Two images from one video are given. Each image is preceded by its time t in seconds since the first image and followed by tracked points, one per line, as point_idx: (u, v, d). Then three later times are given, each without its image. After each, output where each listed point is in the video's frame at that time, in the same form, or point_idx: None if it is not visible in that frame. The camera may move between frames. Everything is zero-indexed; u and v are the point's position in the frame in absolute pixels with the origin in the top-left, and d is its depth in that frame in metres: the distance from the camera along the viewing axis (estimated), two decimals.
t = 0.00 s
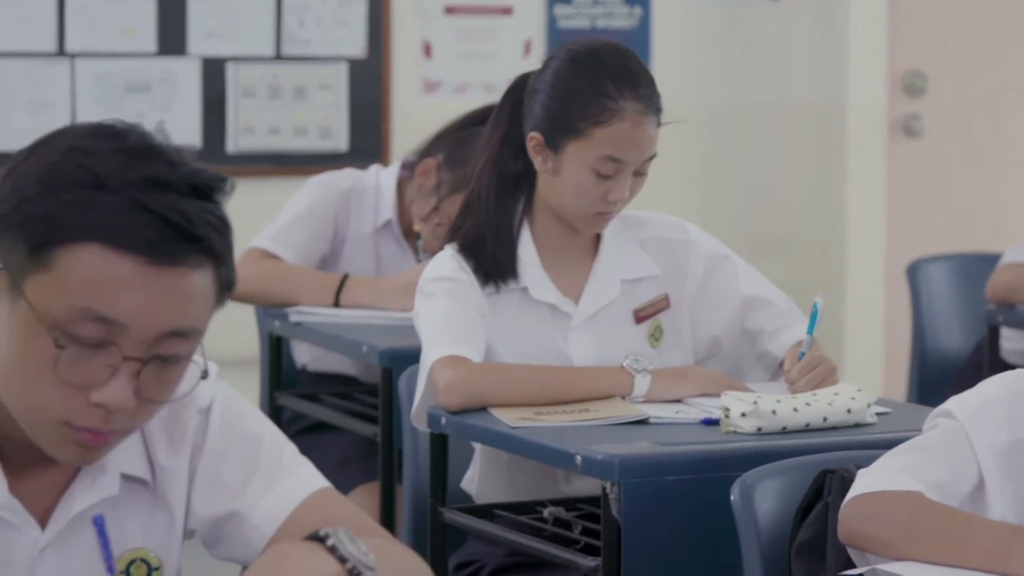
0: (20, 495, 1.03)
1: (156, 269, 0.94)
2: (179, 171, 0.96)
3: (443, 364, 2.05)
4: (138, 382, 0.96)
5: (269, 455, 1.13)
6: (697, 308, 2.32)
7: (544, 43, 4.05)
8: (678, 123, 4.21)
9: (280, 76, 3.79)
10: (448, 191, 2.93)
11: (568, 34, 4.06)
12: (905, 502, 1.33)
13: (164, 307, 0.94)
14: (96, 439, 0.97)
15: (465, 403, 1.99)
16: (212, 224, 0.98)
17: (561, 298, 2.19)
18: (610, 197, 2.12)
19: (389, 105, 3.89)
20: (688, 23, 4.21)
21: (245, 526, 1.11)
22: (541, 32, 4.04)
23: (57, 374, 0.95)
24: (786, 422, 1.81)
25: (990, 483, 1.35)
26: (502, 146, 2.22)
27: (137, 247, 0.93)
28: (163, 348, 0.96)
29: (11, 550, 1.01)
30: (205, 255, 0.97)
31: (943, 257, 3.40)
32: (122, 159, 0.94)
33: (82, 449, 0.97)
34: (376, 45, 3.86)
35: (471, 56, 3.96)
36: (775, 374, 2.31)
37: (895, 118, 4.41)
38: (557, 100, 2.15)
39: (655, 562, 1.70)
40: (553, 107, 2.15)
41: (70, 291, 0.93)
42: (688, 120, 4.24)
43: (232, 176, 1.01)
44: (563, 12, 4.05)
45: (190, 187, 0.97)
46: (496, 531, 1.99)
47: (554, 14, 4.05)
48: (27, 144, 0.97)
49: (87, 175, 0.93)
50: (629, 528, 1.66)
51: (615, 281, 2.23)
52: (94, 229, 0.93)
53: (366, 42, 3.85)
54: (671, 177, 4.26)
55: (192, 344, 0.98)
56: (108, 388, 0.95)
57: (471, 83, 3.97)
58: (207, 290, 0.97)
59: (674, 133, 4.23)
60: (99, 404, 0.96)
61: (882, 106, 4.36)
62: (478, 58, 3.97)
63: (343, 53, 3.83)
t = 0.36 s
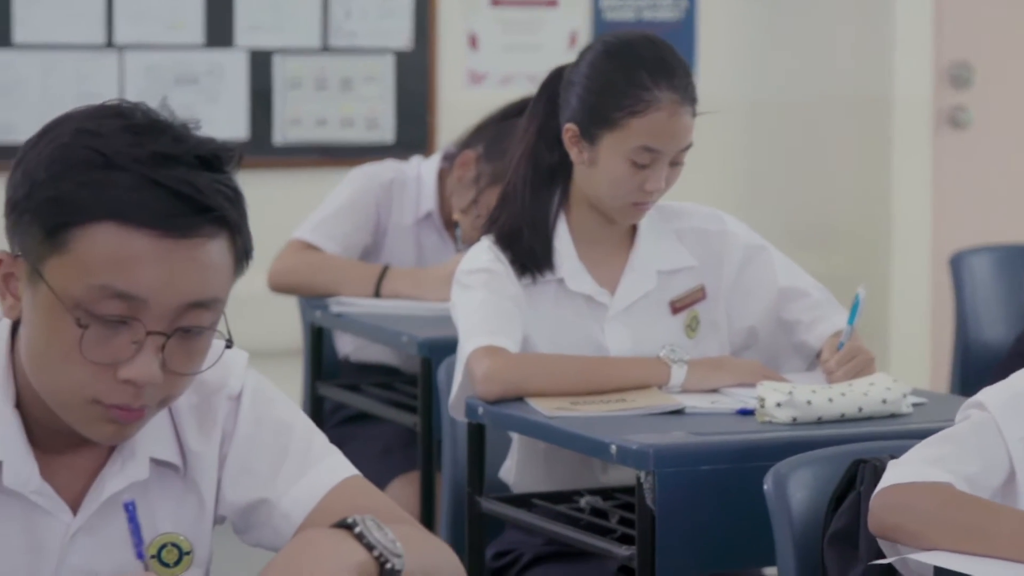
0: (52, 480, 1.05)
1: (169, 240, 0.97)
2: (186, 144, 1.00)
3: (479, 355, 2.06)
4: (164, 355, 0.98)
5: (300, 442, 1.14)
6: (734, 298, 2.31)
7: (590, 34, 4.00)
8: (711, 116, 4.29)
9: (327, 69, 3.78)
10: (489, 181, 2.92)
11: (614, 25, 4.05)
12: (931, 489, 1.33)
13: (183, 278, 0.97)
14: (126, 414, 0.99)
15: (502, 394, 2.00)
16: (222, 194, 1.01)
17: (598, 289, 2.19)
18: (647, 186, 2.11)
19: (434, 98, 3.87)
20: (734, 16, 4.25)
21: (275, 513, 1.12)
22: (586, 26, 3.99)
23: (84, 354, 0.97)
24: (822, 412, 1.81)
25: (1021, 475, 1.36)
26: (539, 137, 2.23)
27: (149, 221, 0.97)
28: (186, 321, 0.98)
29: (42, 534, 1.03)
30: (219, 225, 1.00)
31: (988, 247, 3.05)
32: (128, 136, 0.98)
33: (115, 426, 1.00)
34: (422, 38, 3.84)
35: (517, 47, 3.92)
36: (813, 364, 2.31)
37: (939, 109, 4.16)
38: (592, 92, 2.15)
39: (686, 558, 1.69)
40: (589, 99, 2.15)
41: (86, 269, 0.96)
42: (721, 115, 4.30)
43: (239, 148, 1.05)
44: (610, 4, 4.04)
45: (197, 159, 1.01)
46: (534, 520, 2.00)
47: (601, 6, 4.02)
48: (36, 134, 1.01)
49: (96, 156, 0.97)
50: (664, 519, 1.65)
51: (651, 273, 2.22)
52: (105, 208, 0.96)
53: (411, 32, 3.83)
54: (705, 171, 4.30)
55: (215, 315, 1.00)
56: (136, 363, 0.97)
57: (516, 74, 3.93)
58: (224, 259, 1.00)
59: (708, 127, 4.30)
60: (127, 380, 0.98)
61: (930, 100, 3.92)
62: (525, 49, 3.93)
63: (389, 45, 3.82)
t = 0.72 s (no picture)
0: (91, 464, 1.07)
1: (205, 227, 0.98)
2: (224, 132, 1.02)
3: (521, 340, 2.07)
4: (198, 341, 1.00)
5: (336, 425, 1.16)
6: (776, 285, 2.31)
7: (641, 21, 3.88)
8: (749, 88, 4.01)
9: (377, 55, 3.68)
10: (535, 168, 2.89)
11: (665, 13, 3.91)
12: (967, 476, 1.34)
13: (218, 264, 0.98)
14: (161, 399, 1.01)
15: (544, 378, 2.01)
16: (261, 182, 1.03)
17: (640, 275, 2.18)
18: (673, 143, 2.10)
19: (485, 81, 3.78)
20: None
21: (311, 496, 1.14)
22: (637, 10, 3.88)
23: (120, 338, 0.99)
24: (861, 397, 1.80)
25: None
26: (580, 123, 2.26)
27: (185, 208, 0.98)
28: (220, 308, 1.00)
29: (82, 519, 1.05)
30: (255, 213, 1.02)
31: None
32: (167, 123, 1.00)
33: (150, 410, 1.01)
34: (473, 23, 3.74)
35: (567, 34, 3.81)
36: (855, 349, 2.30)
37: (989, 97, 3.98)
38: (619, 59, 2.20)
39: (724, 543, 1.69)
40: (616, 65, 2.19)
41: (124, 255, 0.98)
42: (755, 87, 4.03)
43: (278, 137, 1.07)
44: None
45: (236, 147, 1.02)
46: (575, 504, 2.01)
47: None
48: (77, 119, 1.03)
49: (135, 142, 0.99)
50: (703, 503, 1.66)
51: (694, 259, 2.21)
52: (143, 194, 0.98)
53: (462, 19, 3.73)
54: (739, 143, 4.04)
55: (250, 303, 1.02)
56: (171, 348, 0.99)
57: (567, 62, 3.82)
58: (259, 247, 1.01)
59: (739, 100, 4.01)
60: (162, 365, 1.00)
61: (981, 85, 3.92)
62: (576, 36, 3.82)
63: (439, 32, 3.72)
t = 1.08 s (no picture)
0: (132, 449, 1.10)
1: (251, 219, 1.00)
2: (272, 126, 1.04)
3: (566, 327, 2.08)
4: (241, 332, 1.01)
5: (377, 412, 1.17)
6: (822, 272, 2.30)
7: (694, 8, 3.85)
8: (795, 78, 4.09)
9: (430, 44, 3.70)
10: (582, 155, 2.89)
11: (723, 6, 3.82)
12: (1009, 462, 1.33)
13: (263, 256, 1.00)
14: (203, 389, 1.03)
15: (588, 365, 2.02)
16: (307, 176, 1.04)
17: (685, 262, 2.18)
18: (709, 119, 2.11)
19: (538, 71, 3.76)
20: None
21: (352, 482, 1.15)
22: None
23: (164, 328, 1.01)
24: (905, 385, 1.80)
25: None
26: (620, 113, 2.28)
27: (231, 199, 1.00)
28: (264, 299, 1.01)
29: (125, 503, 1.08)
30: (301, 206, 1.03)
31: None
32: (216, 116, 1.02)
33: (191, 399, 1.04)
34: (525, 14, 3.73)
35: (620, 22, 3.79)
36: (900, 338, 2.29)
37: None
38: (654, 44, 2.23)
39: (765, 531, 1.70)
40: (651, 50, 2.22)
41: (170, 244, 1.00)
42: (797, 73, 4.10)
43: (326, 132, 1.09)
44: None
45: (283, 140, 1.04)
46: (620, 492, 2.01)
47: None
48: (128, 109, 1.06)
49: (183, 133, 1.01)
50: (746, 491, 1.66)
51: (737, 246, 2.21)
52: (190, 185, 1.00)
53: (515, 11, 3.72)
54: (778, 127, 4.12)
55: (294, 295, 1.03)
56: (213, 339, 1.00)
57: (620, 49, 3.79)
58: (304, 239, 1.03)
59: (774, 87, 4.10)
60: (204, 354, 1.01)
61: None
62: (627, 23, 3.80)
63: (490, 22, 3.72)
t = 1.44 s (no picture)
0: (175, 437, 1.13)
1: (293, 207, 1.01)
2: (314, 115, 1.05)
3: (611, 316, 2.07)
4: (282, 320, 1.03)
5: (416, 400, 1.18)
6: (867, 261, 2.30)
7: None
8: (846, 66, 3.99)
9: (483, 34, 3.71)
10: (628, 146, 2.88)
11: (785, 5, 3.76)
12: None
13: (303, 244, 1.01)
14: (244, 375, 1.05)
15: (632, 353, 2.01)
16: (348, 164, 1.06)
17: (730, 251, 2.18)
18: (763, 117, 2.09)
19: (590, 58, 3.78)
20: None
21: (391, 470, 1.16)
22: None
23: (205, 315, 1.03)
24: (950, 374, 1.80)
25: None
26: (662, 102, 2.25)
27: (271, 187, 1.01)
28: (304, 287, 1.02)
29: (168, 489, 1.10)
30: (342, 195, 1.04)
31: None
32: (259, 104, 1.04)
33: (232, 386, 1.06)
34: (579, 3, 3.74)
35: (670, 12, 3.81)
36: (947, 327, 2.27)
37: None
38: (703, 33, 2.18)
39: (808, 521, 1.70)
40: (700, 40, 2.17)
41: (212, 232, 1.02)
42: (848, 61, 3.99)
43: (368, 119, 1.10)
44: None
45: (325, 129, 1.05)
46: (665, 480, 2.02)
47: None
48: (172, 97, 1.08)
49: (225, 121, 1.02)
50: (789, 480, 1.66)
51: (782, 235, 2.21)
52: (231, 173, 1.02)
53: None
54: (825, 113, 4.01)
55: (333, 283, 1.05)
56: (255, 326, 1.02)
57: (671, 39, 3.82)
58: (344, 227, 1.04)
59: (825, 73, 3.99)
60: (246, 341, 1.03)
61: None
62: (678, 15, 3.82)
63: (545, 11, 3.73)
